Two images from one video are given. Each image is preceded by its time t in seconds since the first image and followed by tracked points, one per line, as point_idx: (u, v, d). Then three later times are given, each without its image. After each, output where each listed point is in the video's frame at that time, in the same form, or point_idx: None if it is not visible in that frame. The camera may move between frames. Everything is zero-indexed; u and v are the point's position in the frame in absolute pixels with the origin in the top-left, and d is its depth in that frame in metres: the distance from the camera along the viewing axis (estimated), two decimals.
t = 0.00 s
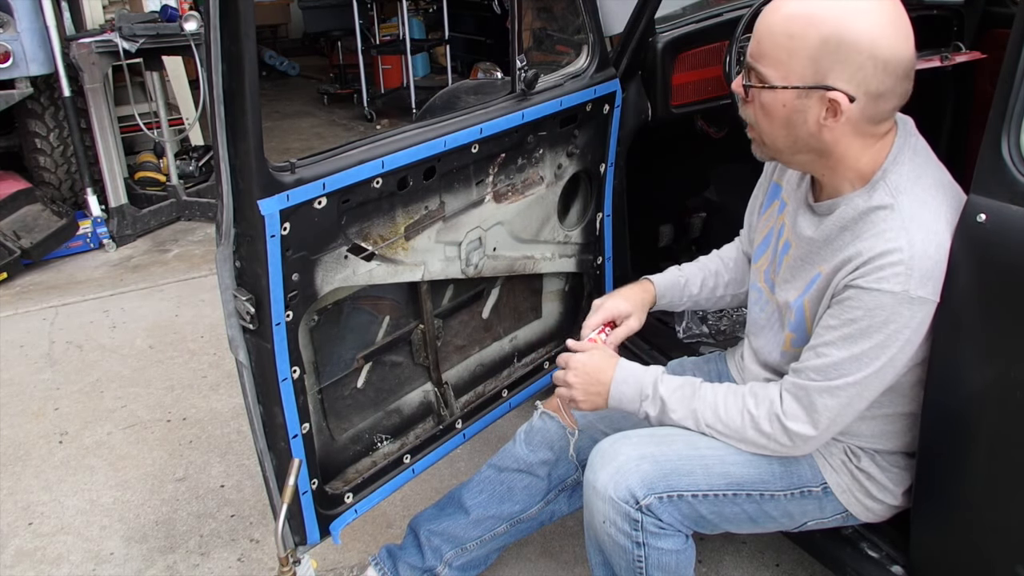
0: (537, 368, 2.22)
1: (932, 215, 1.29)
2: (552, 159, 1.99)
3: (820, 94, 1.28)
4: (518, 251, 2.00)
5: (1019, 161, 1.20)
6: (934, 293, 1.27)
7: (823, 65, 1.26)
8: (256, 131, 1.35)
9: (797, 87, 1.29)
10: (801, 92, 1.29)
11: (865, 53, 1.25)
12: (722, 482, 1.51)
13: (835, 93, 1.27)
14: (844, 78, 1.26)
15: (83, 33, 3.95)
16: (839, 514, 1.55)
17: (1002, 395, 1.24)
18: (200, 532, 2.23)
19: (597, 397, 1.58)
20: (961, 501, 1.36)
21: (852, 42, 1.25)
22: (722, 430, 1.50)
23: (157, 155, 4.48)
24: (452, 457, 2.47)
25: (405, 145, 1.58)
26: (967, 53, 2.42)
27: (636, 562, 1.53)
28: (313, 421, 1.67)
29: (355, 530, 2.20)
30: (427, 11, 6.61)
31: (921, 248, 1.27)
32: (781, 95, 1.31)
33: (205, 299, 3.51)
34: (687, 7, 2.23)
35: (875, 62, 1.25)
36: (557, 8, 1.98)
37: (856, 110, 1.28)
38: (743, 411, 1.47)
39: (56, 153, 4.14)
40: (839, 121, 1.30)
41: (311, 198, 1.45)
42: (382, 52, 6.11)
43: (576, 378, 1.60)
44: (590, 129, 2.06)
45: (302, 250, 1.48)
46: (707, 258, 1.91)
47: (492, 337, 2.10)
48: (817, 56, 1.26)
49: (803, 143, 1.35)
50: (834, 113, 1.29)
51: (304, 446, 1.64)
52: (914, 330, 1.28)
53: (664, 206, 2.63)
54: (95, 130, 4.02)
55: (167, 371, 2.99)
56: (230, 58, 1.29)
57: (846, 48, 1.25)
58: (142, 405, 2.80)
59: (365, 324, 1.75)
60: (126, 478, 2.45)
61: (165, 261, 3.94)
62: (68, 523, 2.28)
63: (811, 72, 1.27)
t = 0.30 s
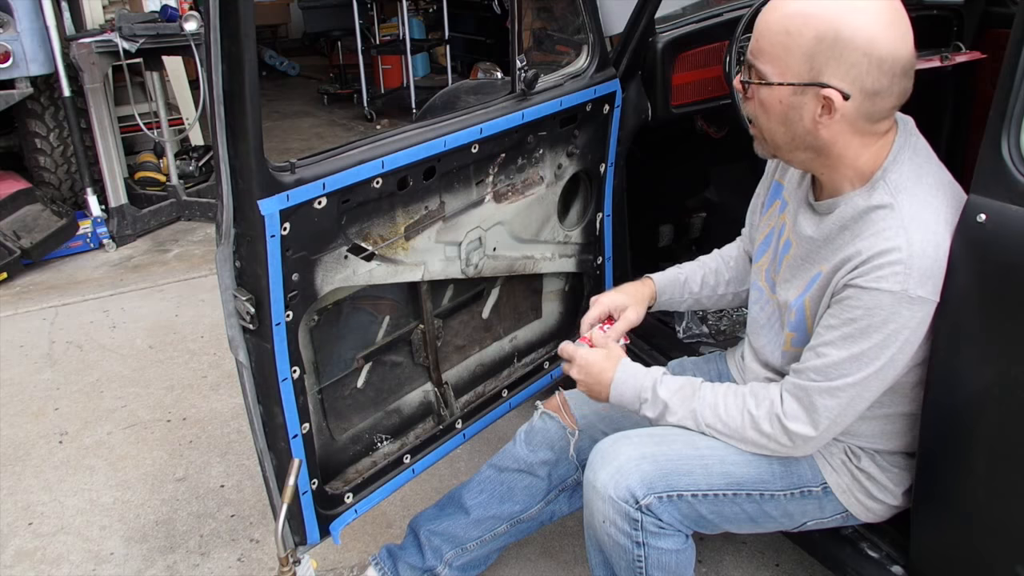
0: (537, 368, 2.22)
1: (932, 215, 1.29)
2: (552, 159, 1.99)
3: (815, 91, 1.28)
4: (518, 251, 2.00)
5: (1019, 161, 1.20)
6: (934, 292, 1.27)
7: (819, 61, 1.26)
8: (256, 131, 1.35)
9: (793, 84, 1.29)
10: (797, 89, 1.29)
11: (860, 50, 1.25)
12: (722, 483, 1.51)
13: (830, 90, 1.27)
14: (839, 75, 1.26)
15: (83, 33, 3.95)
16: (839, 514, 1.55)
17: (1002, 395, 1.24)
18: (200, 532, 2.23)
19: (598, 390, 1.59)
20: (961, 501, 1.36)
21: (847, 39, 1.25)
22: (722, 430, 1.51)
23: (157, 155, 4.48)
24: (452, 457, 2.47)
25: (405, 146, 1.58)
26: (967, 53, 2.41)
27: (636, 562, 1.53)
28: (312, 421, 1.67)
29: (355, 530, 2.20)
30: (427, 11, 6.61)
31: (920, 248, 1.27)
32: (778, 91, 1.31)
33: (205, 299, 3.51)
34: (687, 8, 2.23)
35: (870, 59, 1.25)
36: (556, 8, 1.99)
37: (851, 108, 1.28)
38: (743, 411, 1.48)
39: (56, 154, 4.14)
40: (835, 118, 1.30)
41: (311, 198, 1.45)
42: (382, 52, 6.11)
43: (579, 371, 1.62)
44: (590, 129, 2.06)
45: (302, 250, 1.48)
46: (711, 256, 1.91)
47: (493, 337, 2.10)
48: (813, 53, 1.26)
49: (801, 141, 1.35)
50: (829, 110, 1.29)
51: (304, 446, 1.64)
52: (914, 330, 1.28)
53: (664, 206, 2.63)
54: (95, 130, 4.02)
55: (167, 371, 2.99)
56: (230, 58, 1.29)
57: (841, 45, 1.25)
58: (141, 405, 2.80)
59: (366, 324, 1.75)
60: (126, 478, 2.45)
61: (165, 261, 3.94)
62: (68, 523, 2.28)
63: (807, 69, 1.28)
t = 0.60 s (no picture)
0: (537, 368, 2.22)
1: (932, 214, 1.29)
2: (552, 160, 1.99)
3: (830, 91, 1.28)
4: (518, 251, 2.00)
5: (1019, 161, 1.20)
6: (934, 292, 1.27)
7: (835, 62, 1.26)
8: (256, 131, 1.35)
9: (808, 84, 1.28)
10: (811, 89, 1.28)
11: (876, 48, 1.24)
12: (722, 483, 1.51)
13: (846, 88, 1.27)
14: (855, 74, 1.26)
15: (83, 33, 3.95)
16: (839, 514, 1.55)
17: (1003, 395, 1.24)
18: (200, 532, 2.23)
19: (595, 402, 1.56)
20: (961, 501, 1.36)
21: (864, 38, 1.24)
22: (721, 431, 1.51)
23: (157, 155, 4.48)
24: (452, 457, 2.47)
25: (404, 146, 1.58)
26: (967, 52, 2.39)
27: (636, 561, 1.53)
28: (313, 421, 1.67)
29: (355, 530, 2.19)
30: (427, 11, 6.61)
31: (920, 246, 1.27)
32: (791, 92, 1.30)
33: (205, 299, 3.51)
34: (687, 8, 2.23)
35: (886, 57, 1.25)
36: (556, 8, 1.98)
37: (865, 106, 1.28)
38: (743, 412, 1.48)
39: (56, 153, 4.14)
40: (849, 116, 1.30)
41: (311, 198, 1.45)
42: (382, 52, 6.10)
43: (572, 386, 1.58)
44: (590, 129, 2.06)
45: (302, 250, 1.48)
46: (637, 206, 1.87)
47: (492, 337, 2.10)
48: (828, 52, 1.26)
49: (810, 141, 1.34)
50: (844, 109, 1.29)
51: (304, 446, 1.64)
52: (912, 330, 1.28)
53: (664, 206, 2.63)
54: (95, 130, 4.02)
55: (167, 371, 2.99)
56: (229, 58, 1.29)
57: (857, 44, 1.25)
58: (142, 405, 2.80)
59: (366, 324, 1.75)
60: (126, 478, 2.45)
61: (165, 261, 3.94)
62: (68, 523, 2.28)
63: (822, 69, 1.27)
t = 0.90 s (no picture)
0: (536, 368, 2.22)
1: (931, 217, 1.30)
2: (551, 160, 1.99)
3: (836, 98, 1.27)
4: (518, 251, 2.00)
5: (1019, 161, 1.20)
6: (933, 293, 1.28)
7: (842, 69, 1.25)
8: (256, 131, 1.35)
9: (814, 92, 1.27)
10: (816, 96, 1.27)
11: (882, 55, 1.24)
12: (722, 484, 1.51)
13: (851, 96, 1.26)
14: (861, 81, 1.26)
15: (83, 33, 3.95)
16: (839, 515, 1.55)
17: (1003, 395, 1.24)
18: (200, 532, 2.23)
19: (594, 403, 1.57)
20: (961, 501, 1.36)
21: (872, 45, 1.24)
22: (721, 433, 1.51)
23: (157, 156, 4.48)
24: (452, 457, 2.47)
25: (404, 146, 1.58)
26: (967, 53, 2.38)
27: (636, 563, 1.53)
28: (313, 421, 1.67)
29: (355, 530, 2.19)
30: (427, 11, 6.61)
31: (921, 249, 1.27)
32: (795, 99, 1.29)
33: (205, 299, 3.51)
34: (687, 8, 2.23)
35: (891, 65, 1.25)
36: (557, 8, 1.98)
37: (870, 113, 1.29)
38: (742, 413, 1.48)
39: (56, 154, 4.14)
40: (853, 124, 1.30)
41: (311, 198, 1.45)
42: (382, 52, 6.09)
43: (571, 388, 1.58)
44: (590, 129, 2.06)
45: (302, 250, 1.48)
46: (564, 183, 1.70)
47: (492, 337, 2.10)
48: (836, 59, 1.25)
49: (810, 148, 1.33)
50: (847, 116, 1.29)
51: (304, 446, 1.64)
52: (912, 330, 1.29)
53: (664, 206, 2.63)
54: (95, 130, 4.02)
55: (167, 371, 2.99)
56: (230, 58, 1.29)
57: (865, 51, 1.24)
58: (142, 405, 2.80)
59: (366, 324, 1.75)
60: (126, 479, 2.45)
61: (165, 261, 3.94)
62: (68, 523, 2.28)
63: (829, 75, 1.26)
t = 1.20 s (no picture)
0: (536, 368, 2.21)
1: (929, 221, 1.30)
2: (551, 160, 1.99)
3: (824, 111, 1.27)
4: (518, 251, 2.00)
5: (1019, 161, 1.20)
6: (933, 296, 1.28)
7: (830, 82, 1.25)
8: (256, 130, 1.34)
9: (802, 106, 1.27)
10: (805, 110, 1.27)
11: (871, 68, 1.24)
12: (722, 486, 1.50)
13: (840, 110, 1.26)
14: (849, 95, 1.26)
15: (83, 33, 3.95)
16: (839, 517, 1.55)
17: (1002, 396, 1.24)
18: (200, 532, 2.23)
19: (592, 405, 1.57)
20: (961, 501, 1.36)
21: (860, 58, 1.24)
22: (720, 435, 1.51)
23: (157, 156, 4.48)
24: (452, 457, 2.47)
25: (404, 146, 1.58)
26: (967, 53, 2.36)
27: (636, 564, 1.53)
28: (312, 421, 1.67)
29: (355, 530, 2.19)
30: (427, 11, 6.61)
31: (921, 255, 1.27)
32: (783, 113, 1.29)
33: (206, 299, 3.51)
34: (687, 7, 2.23)
35: (880, 77, 1.25)
36: (556, 8, 1.98)
37: (859, 125, 1.29)
38: (741, 415, 1.48)
39: (56, 154, 4.14)
40: (841, 136, 1.30)
41: (310, 198, 1.45)
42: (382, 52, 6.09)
43: (569, 388, 1.59)
44: (589, 129, 2.06)
45: (302, 251, 1.48)
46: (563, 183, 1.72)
47: (492, 337, 2.10)
48: (824, 72, 1.24)
49: (799, 158, 1.34)
50: (836, 128, 1.29)
51: (304, 446, 1.64)
52: (912, 333, 1.29)
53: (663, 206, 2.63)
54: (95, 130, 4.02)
55: (167, 371, 2.99)
56: (229, 58, 1.29)
57: (852, 64, 1.24)
58: (142, 405, 2.80)
59: (365, 324, 1.75)
60: (126, 478, 2.45)
61: (165, 261, 3.94)
62: (68, 523, 2.28)
63: (817, 89, 1.26)
